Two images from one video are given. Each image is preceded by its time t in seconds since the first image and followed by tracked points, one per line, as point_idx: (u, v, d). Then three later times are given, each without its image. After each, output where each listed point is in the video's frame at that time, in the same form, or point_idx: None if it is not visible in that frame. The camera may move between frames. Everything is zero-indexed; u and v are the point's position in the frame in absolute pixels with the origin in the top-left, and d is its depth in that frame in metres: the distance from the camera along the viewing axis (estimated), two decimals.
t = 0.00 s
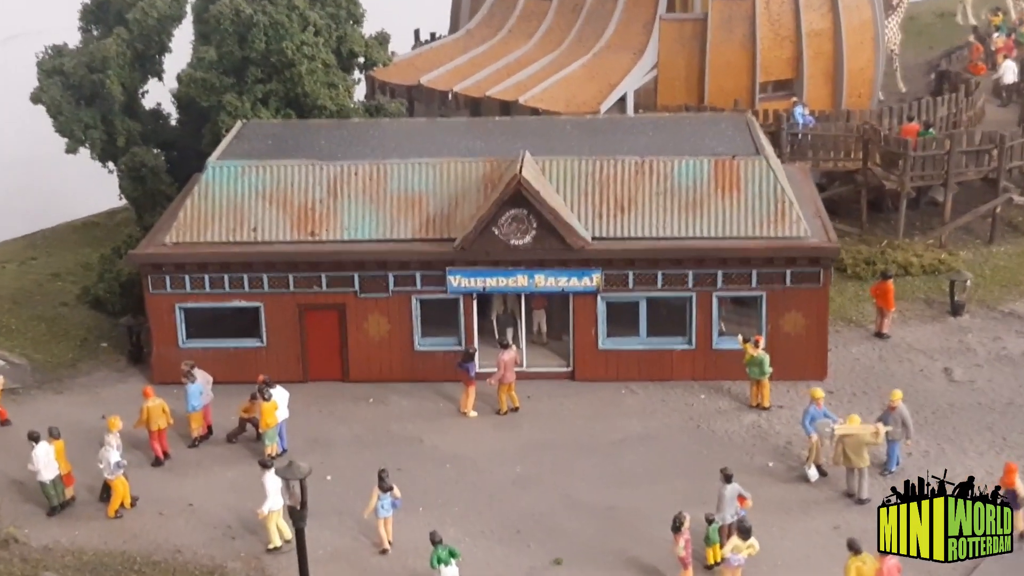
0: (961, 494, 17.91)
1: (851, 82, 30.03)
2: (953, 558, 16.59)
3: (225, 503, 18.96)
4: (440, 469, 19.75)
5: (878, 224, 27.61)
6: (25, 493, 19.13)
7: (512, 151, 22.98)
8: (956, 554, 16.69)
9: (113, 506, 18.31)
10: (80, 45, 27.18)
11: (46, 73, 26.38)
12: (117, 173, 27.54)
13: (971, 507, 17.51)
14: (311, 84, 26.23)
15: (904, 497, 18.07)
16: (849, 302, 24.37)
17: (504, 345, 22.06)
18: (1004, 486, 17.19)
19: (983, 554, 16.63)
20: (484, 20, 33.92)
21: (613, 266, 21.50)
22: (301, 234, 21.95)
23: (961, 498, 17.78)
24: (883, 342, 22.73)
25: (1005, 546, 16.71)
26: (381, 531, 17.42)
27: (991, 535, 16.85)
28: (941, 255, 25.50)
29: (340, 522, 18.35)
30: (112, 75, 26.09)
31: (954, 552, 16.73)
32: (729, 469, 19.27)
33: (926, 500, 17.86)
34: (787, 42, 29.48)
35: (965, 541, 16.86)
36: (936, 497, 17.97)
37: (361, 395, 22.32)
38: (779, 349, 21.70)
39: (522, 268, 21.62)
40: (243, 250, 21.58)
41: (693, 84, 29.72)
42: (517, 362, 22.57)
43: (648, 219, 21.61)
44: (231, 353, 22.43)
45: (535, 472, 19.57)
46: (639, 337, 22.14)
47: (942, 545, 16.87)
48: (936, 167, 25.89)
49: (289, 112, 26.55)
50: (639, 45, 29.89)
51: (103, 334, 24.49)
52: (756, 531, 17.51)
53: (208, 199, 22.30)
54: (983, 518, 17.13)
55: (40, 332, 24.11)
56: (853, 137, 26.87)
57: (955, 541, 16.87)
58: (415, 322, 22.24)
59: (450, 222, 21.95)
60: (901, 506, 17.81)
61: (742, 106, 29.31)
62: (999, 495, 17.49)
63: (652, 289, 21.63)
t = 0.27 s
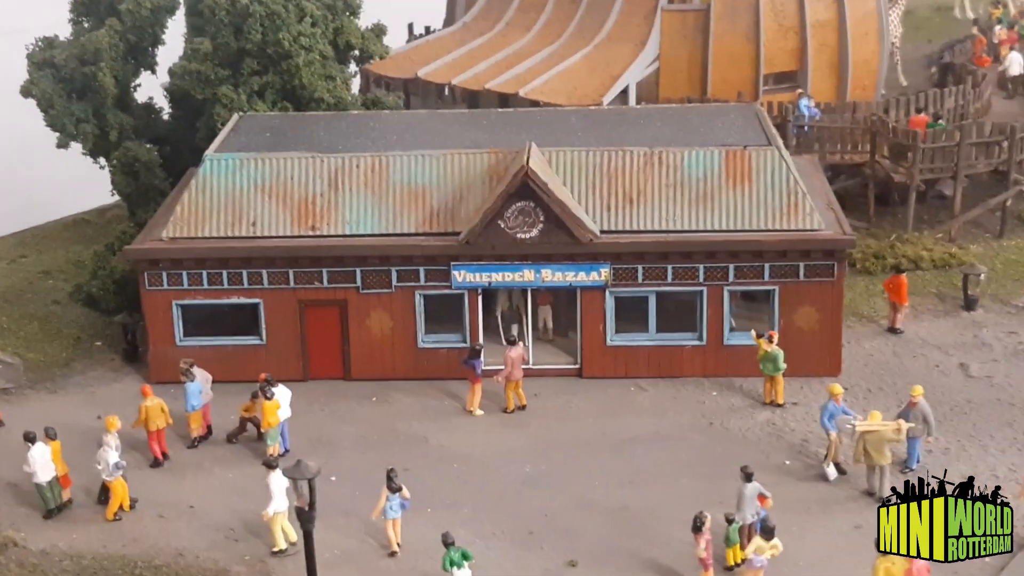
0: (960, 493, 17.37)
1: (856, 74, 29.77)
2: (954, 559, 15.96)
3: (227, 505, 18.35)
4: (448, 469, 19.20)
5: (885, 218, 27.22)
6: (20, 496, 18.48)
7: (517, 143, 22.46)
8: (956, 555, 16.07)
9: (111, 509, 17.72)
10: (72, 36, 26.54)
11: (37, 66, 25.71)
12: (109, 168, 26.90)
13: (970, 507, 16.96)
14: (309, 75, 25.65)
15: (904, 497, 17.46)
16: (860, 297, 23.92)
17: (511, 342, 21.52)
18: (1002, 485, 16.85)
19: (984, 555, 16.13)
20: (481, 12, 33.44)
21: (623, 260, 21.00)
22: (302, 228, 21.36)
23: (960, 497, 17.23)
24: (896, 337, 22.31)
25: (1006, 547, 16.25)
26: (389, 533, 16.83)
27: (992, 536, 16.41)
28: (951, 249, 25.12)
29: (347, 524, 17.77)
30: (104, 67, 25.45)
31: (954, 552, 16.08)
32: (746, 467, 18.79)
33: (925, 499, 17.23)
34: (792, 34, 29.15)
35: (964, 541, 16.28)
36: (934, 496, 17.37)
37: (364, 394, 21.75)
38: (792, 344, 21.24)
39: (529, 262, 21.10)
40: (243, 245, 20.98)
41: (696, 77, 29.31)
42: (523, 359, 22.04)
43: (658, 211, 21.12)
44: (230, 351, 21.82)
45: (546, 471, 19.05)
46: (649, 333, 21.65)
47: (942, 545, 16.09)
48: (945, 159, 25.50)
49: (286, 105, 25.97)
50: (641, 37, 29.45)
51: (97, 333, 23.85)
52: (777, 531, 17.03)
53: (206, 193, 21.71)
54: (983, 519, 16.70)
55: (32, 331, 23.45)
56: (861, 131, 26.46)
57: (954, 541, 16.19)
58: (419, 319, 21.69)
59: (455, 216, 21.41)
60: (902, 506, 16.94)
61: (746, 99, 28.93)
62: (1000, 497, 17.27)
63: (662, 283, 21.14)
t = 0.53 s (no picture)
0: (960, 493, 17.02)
1: (861, 66, 29.45)
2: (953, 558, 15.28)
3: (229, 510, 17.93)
4: (455, 471, 18.80)
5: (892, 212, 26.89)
6: (17, 502, 18.03)
7: (521, 138, 22.05)
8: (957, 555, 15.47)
9: (110, 515, 17.28)
10: (65, 33, 26.08)
11: (30, 63, 25.25)
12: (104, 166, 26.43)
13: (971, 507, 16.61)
14: (306, 71, 25.20)
15: (904, 497, 17.14)
16: (869, 292, 23.57)
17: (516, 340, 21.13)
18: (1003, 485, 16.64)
19: (983, 555, 15.78)
20: (480, 7, 33.07)
21: (630, 256, 20.61)
22: (302, 226, 20.94)
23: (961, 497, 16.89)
24: (907, 333, 21.97)
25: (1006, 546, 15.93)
26: (396, 537, 16.43)
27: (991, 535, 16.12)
28: (960, 243, 24.78)
29: (353, 529, 17.35)
30: (98, 63, 25.00)
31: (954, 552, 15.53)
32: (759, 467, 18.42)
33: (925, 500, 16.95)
34: (794, 26, 28.85)
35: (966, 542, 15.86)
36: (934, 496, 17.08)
37: (367, 395, 21.33)
38: (803, 341, 20.88)
39: (534, 259, 20.69)
40: (243, 244, 20.55)
41: (698, 71, 28.96)
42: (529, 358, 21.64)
43: (665, 206, 20.74)
44: (230, 352, 21.39)
45: (554, 473, 18.66)
46: (657, 330, 21.26)
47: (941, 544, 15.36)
48: (953, 151, 25.15)
49: (283, 101, 25.49)
50: (642, 31, 29.10)
51: (93, 334, 23.39)
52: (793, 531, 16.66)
53: (204, 190, 21.27)
54: (983, 519, 16.41)
55: (26, 333, 22.98)
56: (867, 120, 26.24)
57: (955, 541, 15.70)
58: (422, 317, 21.28)
59: (458, 212, 21.00)
60: (902, 506, 16.91)
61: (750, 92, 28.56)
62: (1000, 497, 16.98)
63: (670, 279, 20.75)
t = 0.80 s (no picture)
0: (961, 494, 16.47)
1: (869, 54, 28.97)
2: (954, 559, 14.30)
3: (236, 518, 17.55)
4: (466, 476, 18.42)
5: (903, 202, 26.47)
6: (18, 513, 17.65)
7: (527, 133, 21.60)
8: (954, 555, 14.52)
9: (114, 526, 16.90)
10: (60, 30, 25.64)
11: (25, 61, 24.81)
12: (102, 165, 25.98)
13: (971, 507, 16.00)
14: (307, 66, 24.72)
15: (904, 497, 16.79)
16: (882, 286, 23.18)
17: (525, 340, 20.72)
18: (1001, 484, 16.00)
19: (983, 555, 15.23)
20: None
21: (640, 253, 20.20)
22: (305, 226, 20.51)
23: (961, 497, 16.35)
24: (923, 327, 21.59)
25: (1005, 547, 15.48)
26: (407, 546, 16.04)
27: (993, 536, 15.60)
28: (974, 234, 24.37)
29: (362, 537, 16.97)
30: (94, 61, 24.55)
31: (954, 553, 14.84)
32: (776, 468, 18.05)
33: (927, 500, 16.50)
34: (801, 15, 28.43)
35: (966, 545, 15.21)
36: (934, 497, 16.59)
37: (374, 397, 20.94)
38: (817, 337, 20.49)
39: (542, 257, 20.26)
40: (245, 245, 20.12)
41: (704, 60, 28.50)
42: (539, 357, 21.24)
43: (675, 201, 20.31)
44: (233, 355, 20.98)
45: (567, 476, 18.28)
46: (668, 328, 20.86)
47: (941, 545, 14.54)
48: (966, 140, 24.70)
49: (283, 97, 24.99)
50: (647, 21, 28.65)
51: (94, 337, 22.98)
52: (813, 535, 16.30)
53: (204, 190, 20.83)
54: (983, 518, 15.73)
55: (26, 338, 22.58)
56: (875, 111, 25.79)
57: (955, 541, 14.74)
58: (429, 318, 20.87)
59: (464, 210, 20.57)
60: (901, 506, 16.53)
61: (757, 81, 28.09)
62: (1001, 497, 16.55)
63: (682, 276, 20.34)
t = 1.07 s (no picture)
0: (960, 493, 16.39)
1: (876, 49, 28.75)
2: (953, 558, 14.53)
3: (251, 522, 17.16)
4: (485, 477, 18.06)
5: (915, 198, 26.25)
6: (28, 519, 17.21)
7: (540, 129, 21.28)
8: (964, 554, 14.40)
9: (128, 531, 16.49)
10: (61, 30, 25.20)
11: (26, 61, 24.37)
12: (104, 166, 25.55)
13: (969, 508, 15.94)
14: (312, 63, 24.36)
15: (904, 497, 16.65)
16: (898, 282, 22.93)
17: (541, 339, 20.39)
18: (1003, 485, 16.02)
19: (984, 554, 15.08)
20: None
21: (657, 250, 19.89)
22: (316, 224, 20.15)
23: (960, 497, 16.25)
24: (942, 323, 21.35)
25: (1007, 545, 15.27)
26: (429, 549, 15.68)
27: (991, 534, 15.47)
28: (988, 229, 24.16)
29: (381, 540, 16.60)
30: (96, 60, 24.14)
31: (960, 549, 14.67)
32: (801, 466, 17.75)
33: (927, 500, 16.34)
34: (808, 11, 28.25)
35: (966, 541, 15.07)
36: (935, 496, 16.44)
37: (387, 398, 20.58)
38: (837, 334, 20.21)
39: (557, 255, 19.93)
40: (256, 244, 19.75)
41: (712, 56, 28.25)
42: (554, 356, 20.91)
43: (693, 197, 20.01)
44: (243, 357, 20.59)
45: (588, 476, 17.95)
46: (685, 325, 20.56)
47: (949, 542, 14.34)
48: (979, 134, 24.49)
49: (289, 95, 24.65)
50: (653, 17, 28.40)
51: (99, 340, 22.54)
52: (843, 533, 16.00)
53: (213, 189, 20.45)
54: (982, 519, 15.78)
55: (30, 342, 22.13)
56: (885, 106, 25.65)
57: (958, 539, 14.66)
58: (442, 317, 20.52)
59: (478, 207, 20.24)
60: (901, 506, 16.39)
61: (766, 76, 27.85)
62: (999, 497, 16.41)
63: (699, 273, 20.04)
